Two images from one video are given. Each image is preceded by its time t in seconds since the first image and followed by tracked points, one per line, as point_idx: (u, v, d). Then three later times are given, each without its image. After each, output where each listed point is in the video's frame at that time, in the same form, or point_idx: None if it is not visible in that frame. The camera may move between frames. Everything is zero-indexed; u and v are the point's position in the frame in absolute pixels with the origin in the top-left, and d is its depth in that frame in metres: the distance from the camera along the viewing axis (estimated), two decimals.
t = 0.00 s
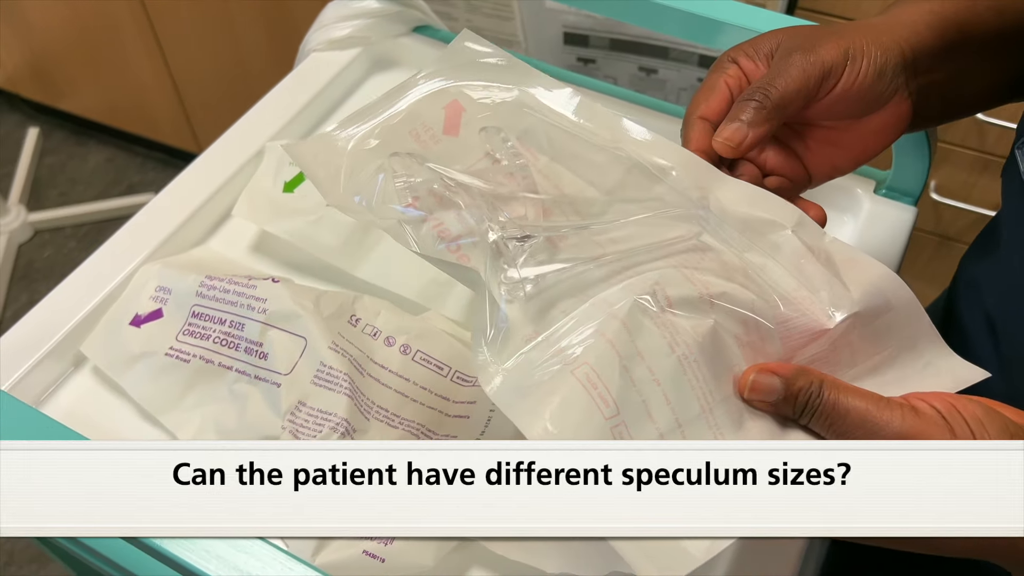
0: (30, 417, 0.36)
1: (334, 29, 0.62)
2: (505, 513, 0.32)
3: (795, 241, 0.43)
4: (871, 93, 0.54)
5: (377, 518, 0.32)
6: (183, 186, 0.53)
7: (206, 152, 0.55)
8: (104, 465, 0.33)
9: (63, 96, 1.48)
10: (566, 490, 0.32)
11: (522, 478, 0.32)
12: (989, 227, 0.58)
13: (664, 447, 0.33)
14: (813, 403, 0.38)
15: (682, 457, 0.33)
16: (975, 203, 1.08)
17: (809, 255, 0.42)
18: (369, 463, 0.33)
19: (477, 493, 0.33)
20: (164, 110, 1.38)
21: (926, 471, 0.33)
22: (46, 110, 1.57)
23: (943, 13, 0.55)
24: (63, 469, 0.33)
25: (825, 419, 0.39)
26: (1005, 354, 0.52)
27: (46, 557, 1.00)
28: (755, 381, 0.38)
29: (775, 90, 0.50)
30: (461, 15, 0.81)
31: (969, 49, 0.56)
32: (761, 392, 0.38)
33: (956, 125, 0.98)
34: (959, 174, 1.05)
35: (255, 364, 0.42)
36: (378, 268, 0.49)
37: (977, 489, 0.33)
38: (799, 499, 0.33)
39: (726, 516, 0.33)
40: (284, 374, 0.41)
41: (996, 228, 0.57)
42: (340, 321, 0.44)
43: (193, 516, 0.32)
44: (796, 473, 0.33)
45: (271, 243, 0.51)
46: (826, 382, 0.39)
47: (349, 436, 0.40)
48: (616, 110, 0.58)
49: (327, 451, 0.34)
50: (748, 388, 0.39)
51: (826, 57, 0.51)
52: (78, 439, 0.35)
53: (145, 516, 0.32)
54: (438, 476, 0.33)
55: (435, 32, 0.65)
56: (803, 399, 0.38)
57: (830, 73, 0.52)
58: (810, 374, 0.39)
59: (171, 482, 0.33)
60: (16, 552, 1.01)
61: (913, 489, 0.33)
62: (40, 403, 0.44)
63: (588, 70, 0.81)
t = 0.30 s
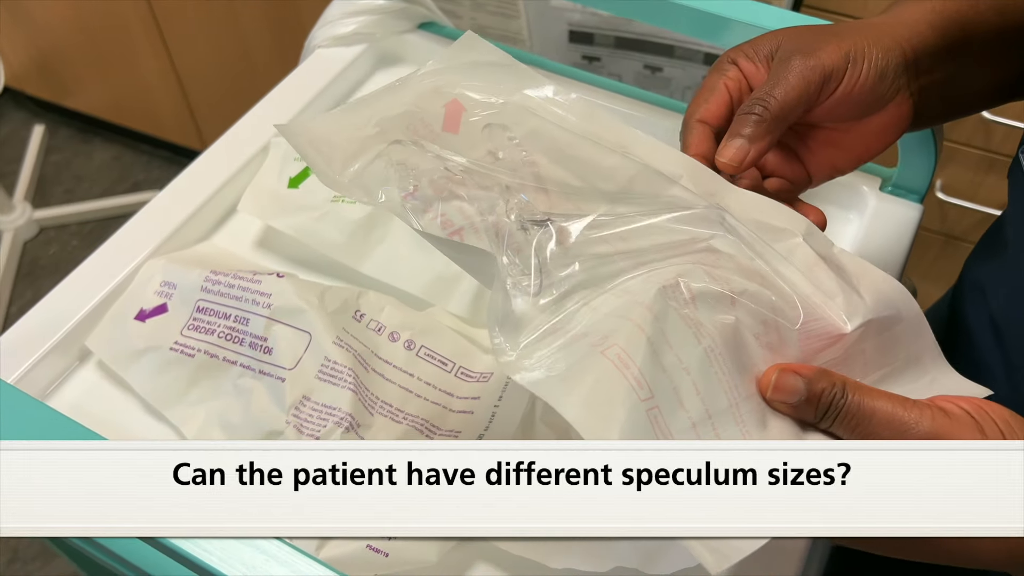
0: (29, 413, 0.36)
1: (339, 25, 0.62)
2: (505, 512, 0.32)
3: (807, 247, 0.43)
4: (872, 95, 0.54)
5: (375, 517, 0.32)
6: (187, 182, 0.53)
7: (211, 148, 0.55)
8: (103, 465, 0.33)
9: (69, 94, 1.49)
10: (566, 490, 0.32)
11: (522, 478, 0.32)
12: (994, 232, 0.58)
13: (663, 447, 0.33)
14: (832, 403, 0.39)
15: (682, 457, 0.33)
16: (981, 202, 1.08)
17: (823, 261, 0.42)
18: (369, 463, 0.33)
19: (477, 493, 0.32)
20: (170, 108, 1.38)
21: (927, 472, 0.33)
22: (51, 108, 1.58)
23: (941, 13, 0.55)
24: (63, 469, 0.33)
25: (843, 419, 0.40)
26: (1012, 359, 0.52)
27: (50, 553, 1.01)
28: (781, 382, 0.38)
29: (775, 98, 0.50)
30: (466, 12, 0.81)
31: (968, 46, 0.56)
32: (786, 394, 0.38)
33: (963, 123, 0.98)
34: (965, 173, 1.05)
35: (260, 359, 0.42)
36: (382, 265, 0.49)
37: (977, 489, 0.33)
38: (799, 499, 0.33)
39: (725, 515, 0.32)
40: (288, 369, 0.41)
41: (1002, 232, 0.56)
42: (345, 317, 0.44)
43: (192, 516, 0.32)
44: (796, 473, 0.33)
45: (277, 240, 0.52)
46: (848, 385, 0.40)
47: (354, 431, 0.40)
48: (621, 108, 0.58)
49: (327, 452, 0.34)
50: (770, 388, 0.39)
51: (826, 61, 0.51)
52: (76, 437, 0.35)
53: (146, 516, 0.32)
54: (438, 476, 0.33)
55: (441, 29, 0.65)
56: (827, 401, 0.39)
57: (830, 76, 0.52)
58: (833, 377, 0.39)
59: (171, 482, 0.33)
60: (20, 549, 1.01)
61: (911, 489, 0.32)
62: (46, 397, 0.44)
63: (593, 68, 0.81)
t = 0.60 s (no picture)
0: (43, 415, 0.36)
1: (344, 28, 0.62)
2: (506, 512, 0.33)
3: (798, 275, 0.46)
4: (864, 89, 0.54)
5: (378, 518, 0.32)
6: (192, 184, 0.53)
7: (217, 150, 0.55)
8: (102, 466, 0.33)
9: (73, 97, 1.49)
10: (567, 490, 0.33)
11: (522, 478, 0.33)
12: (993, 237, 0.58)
13: (662, 448, 0.34)
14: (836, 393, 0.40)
15: (682, 457, 0.34)
16: (982, 206, 1.08)
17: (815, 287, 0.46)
18: (369, 463, 0.33)
19: (477, 493, 0.33)
20: (173, 110, 1.38)
21: (927, 471, 0.33)
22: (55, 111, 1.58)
23: (942, 10, 0.54)
24: (61, 469, 0.33)
25: (868, 406, 0.40)
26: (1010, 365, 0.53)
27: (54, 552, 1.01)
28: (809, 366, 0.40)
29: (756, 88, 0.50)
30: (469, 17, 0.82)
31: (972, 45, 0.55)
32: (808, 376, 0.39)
33: (965, 126, 0.98)
34: (966, 177, 1.05)
35: (266, 359, 0.42)
36: (387, 266, 0.49)
37: (977, 489, 0.33)
38: (799, 499, 0.33)
39: (726, 516, 0.33)
40: (294, 369, 0.42)
41: (1001, 238, 0.57)
42: (350, 318, 0.45)
43: (195, 516, 0.33)
44: (796, 473, 0.33)
45: (283, 241, 0.52)
46: (872, 375, 0.40)
47: (358, 430, 0.40)
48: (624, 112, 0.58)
49: (327, 452, 0.34)
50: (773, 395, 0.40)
51: (819, 49, 0.51)
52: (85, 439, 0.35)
53: (145, 516, 0.33)
54: (438, 476, 0.33)
55: (443, 33, 0.65)
56: (852, 387, 0.40)
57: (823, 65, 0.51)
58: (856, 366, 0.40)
59: (171, 482, 0.33)
60: (24, 549, 1.01)
61: (913, 489, 0.32)
62: (55, 396, 0.44)
63: (596, 71, 0.83)
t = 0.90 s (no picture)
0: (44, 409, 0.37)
1: (352, 32, 0.63)
2: (506, 512, 0.33)
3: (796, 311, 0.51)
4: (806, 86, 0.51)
5: (376, 518, 0.33)
6: (200, 185, 0.53)
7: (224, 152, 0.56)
8: (102, 465, 0.34)
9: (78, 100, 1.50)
10: (567, 490, 0.33)
11: (522, 478, 0.33)
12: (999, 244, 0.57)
13: (663, 448, 0.34)
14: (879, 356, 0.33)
15: (682, 457, 0.34)
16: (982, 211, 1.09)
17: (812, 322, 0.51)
18: (369, 463, 0.34)
19: (477, 493, 0.34)
20: (178, 114, 1.39)
21: (929, 472, 0.32)
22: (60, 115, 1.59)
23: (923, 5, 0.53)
24: (61, 469, 0.34)
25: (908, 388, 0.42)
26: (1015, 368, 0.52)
27: (59, 552, 1.02)
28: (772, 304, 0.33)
29: None
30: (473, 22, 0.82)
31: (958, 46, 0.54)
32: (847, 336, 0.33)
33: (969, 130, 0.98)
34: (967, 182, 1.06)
35: (275, 357, 0.43)
36: (393, 266, 0.49)
37: (978, 489, 0.32)
38: (799, 499, 0.33)
39: (726, 516, 0.33)
40: (302, 367, 0.42)
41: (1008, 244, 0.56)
42: (357, 316, 0.45)
43: (191, 516, 0.33)
44: (796, 473, 0.34)
45: (290, 242, 0.53)
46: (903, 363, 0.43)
47: (367, 427, 0.41)
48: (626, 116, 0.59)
49: (327, 451, 0.35)
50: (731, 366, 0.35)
51: None
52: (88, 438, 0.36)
53: (145, 517, 0.34)
54: (438, 476, 0.34)
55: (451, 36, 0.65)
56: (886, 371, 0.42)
57: None
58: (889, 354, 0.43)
59: (171, 482, 0.34)
60: (28, 549, 1.02)
61: (913, 489, 0.32)
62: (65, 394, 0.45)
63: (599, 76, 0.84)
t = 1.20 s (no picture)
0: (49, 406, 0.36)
1: (354, 34, 0.63)
2: (506, 513, 0.33)
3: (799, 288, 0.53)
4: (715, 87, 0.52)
5: (376, 518, 0.33)
6: (204, 187, 0.54)
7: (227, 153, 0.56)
8: (104, 465, 0.34)
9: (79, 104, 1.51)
10: (567, 490, 0.33)
11: (521, 478, 0.33)
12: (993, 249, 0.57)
13: (664, 448, 0.34)
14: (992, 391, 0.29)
15: (683, 457, 0.34)
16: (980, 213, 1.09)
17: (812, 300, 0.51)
18: (369, 463, 0.34)
19: (477, 493, 0.33)
20: (179, 118, 1.40)
21: (930, 472, 0.31)
22: (61, 119, 1.60)
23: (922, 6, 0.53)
24: (63, 469, 0.34)
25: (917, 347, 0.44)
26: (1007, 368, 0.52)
27: (59, 555, 1.02)
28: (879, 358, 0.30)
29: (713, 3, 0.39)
30: (474, 25, 0.83)
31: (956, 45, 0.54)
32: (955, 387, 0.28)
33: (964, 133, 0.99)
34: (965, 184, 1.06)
35: (279, 356, 0.43)
36: (396, 266, 0.49)
37: (977, 489, 0.30)
38: (798, 499, 0.32)
39: (725, 516, 0.33)
40: (307, 366, 0.43)
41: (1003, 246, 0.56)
42: (361, 316, 0.45)
43: (193, 516, 0.33)
44: (796, 473, 0.33)
45: (294, 242, 0.53)
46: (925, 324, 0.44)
47: (370, 426, 0.41)
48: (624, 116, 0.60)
49: (327, 451, 0.34)
50: (848, 425, 0.33)
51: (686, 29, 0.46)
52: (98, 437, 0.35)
53: (145, 517, 0.33)
54: (438, 476, 0.34)
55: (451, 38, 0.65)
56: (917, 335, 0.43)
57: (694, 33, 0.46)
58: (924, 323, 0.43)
59: (171, 482, 0.34)
60: (29, 552, 1.02)
61: (913, 489, 0.31)
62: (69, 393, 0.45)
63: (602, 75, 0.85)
